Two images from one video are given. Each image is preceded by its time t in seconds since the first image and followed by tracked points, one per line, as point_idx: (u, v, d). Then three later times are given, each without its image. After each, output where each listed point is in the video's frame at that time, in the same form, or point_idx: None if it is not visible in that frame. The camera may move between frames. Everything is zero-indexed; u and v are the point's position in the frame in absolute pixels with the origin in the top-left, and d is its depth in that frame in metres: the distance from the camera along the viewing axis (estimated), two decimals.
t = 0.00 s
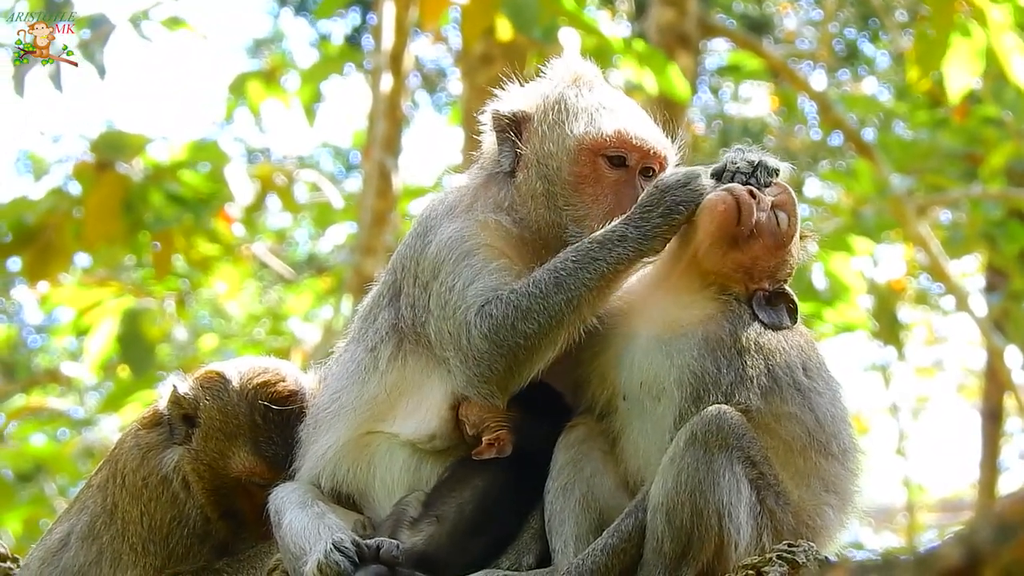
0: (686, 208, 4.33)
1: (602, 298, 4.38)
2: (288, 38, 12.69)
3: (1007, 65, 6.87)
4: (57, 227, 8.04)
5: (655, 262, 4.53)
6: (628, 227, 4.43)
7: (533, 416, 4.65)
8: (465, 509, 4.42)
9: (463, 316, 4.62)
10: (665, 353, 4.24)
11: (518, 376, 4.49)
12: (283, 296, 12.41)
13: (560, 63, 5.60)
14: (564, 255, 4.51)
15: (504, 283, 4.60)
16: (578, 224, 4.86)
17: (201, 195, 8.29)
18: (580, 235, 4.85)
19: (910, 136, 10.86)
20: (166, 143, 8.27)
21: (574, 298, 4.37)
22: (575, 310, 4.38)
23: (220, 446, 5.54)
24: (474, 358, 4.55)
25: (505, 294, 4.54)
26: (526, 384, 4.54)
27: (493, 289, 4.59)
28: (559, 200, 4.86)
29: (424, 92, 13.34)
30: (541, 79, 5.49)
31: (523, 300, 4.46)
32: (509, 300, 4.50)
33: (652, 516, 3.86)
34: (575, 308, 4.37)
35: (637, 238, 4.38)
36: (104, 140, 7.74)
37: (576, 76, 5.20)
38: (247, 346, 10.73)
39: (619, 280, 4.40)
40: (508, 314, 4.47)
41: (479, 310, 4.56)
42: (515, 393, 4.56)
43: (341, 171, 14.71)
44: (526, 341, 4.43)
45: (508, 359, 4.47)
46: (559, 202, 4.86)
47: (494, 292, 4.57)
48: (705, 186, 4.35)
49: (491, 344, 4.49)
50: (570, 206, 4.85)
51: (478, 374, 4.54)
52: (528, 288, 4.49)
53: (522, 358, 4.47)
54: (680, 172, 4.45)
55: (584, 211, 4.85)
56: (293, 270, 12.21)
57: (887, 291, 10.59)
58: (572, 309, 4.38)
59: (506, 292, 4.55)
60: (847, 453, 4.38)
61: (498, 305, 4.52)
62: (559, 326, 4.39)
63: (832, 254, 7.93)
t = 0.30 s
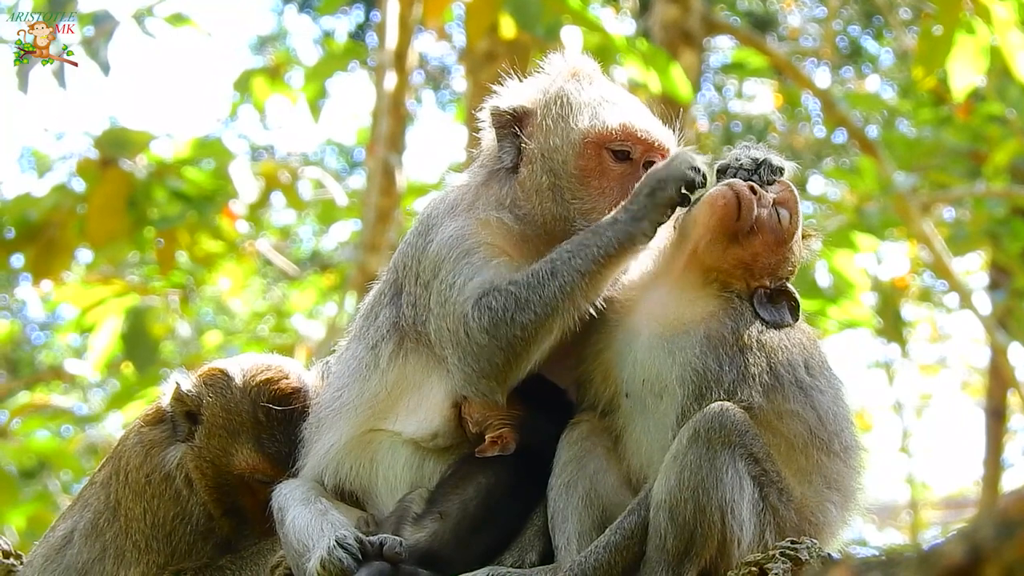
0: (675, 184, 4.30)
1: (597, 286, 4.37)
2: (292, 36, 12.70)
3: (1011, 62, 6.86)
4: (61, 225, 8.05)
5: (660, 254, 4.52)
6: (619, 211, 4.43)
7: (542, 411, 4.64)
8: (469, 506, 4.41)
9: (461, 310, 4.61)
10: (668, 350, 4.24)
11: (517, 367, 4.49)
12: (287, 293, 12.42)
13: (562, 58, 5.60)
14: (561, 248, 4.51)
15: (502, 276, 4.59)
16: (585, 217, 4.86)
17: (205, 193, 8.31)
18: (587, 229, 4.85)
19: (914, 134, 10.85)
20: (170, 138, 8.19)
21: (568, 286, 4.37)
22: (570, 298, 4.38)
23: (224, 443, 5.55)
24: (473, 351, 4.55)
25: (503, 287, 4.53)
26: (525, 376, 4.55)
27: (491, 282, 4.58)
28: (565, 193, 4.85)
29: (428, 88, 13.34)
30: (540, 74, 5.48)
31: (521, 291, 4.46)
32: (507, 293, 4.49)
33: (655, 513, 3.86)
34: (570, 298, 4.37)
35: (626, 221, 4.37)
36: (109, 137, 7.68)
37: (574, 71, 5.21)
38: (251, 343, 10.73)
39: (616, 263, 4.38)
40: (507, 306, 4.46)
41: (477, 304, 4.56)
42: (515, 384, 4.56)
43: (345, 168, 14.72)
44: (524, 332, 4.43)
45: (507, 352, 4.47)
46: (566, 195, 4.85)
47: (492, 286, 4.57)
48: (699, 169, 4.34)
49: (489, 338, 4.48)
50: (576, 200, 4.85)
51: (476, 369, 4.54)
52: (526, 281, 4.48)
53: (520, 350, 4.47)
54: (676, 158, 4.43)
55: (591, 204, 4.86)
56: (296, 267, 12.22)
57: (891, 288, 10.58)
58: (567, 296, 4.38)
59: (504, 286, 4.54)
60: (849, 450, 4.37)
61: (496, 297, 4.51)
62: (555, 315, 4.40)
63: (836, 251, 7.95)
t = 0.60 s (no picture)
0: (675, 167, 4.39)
1: (592, 264, 4.42)
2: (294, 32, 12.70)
3: (1012, 59, 6.84)
4: (63, 222, 8.04)
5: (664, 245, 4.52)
6: (629, 195, 4.48)
7: (542, 407, 4.61)
8: (471, 503, 4.41)
9: (458, 289, 4.65)
10: (669, 347, 4.24)
11: (508, 347, 4.54)
12: (288, 290, 12.42)
13: (566, 55, 5.60)
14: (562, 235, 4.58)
15: (502, 258, 4.63)
16: (588, 211, 4.86)
17: (207, 189, 8.38)
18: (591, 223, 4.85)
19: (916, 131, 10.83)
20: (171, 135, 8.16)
21: (561, 261, 4.45)
22: (561, 272, 4.43)
23: (224, 441, 5.55)
24: (468, 329, 4.58)
25: (501, 267, 4.58)
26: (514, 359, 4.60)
27: (490, 263, 4.62)
28: (568, 185, 4.85)
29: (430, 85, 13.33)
30: (545, 71, 5.50)
31: (517, 269, 4.54)
32: (506, 271, 4.56)
33: (656, 511, 3.86)
34: (563, 274, 4.41)
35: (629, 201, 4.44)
36: (111, 135, 7.69)
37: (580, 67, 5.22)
38: (252, 341, 10.73)
39: (612, 240, 4.45)
40: (504, 282, 4.53)
41: (474, 283, 4.59)
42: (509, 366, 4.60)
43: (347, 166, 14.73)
44: (517, 307, 4.48)
45: (501, 328, 4.52)
46: (570, 188, 4.86)
47: (491, 267, 4.60)
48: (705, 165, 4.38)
49: (485, 314, 4.53)
50: (579, 193, 4.86)
51: (470, 347, 4.58)
52: (524, 261, 4.55)
53: (512, 326, 4.51)
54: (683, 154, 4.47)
55: (594, 198, 4.86)
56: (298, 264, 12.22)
57: (892, 285, 10.57)
58: (558, 270, 4.44)
59: (502, 267, 4.59)
60: (851, 447, 4.37)
61: (494, 276, 4.57)
62: (547, 289, 4.43)
63: (838, 249, 7.95)
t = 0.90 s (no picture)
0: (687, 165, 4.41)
1: (610, 275, 4.39)
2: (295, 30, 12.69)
3: (1013, 56, 6.83)
4: (64, 220, 8.04)
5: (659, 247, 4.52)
6: (634, 202, 4.42)
7: (542, 406, 4.64)
8: (472, 500, 4.41)
9: (473, 298, 4.63)
10: (670, 344, 4.24)
11: (529, 358, 4.51)
12: (289, 288, 12.42)
13: (561, 55, 5.59)
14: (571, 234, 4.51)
15: (513, 266, 4.61)
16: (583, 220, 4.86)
17: (207, 186, 8.26)
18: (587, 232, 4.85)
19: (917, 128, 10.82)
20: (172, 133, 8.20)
21: (581, 277, 4.36)
22: (583, 288, 4.37)
23: (225, 439, 5.55)
24: (484, 339, 4.56)
25: (513, 275, 4.54)
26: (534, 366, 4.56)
27: (502, 271, 4.60)
28: (563, 196, 4.85)
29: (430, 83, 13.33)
30: (540, 70, 5.49)
31: (530, 278, 4.47)
32: (518, 281, 4.50)
33: (658, 508, 3.86)
34: (583, 290, 4.37)
35: (645, 215, 4.37)
36: (112, 132, 7.73)
37: (574, 67, 5.20)
38: (253, 338, 10.72)
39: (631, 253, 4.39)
40: (517, 293, 4.47)
41: (488, 292, 4.58)
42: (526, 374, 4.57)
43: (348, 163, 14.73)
44: (535, 319, 4.43)
45: (518, 339, 4.48)
46: (564, 198, 4.85)
47: (503, 275, 4.58)
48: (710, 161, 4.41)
49: (500, 325, 4.50)
50: (573, 203, 4.86)
51: (488, 356, 4.56)
52: (536, 269, 4.49)
53: (530, 337, 4.46)
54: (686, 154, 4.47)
55: (589, 207, 4.86)
56: (299, 261, 12.21)
57: (893, 282, 10.56)
58: (580, 287, 4.37)
59: (514, 274, 4.56)
60: (853, 444, 4.37)
61: (507, 286, 4.53)
62: (567, 305, 4.39)
63: (839, 246, 7.94)
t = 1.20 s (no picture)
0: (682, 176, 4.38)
1: (605, 283, 4.38)
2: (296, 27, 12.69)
3: (1014, 52, 6.82)
4: (65, 217, 8.05)
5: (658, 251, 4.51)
6: (630, 212, 4.43)
7: (542, 403, 4.63)
8: (473, 497, 4.41)
9: (467, 301, 4.63)
10: (672, 343, 4.24)
11: (522, 361, 4.50)
12: (290, 285, 12.42)
13: (560, 54, 5.57)
14: (566, 241, 4.50)
15: (508, 269, 4.60)
16: (581, 223, 4.86)
17: (209, 183, 8.30)
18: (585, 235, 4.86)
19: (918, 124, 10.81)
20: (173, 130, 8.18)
21: (577, 285, 4.37)
22: (578, 294, 4.38)
23: (226, 436, 5.54)
24: (477, 342, 4.56)
25: (508, 280, 4.54)
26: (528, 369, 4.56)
27: (497, 274, 4.59)
28: (562, 199, 4.86)
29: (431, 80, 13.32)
30: (539, 69, 5.47)
31: (525, 284, 4.47)
32: (512, 286, 4.50)
33: (659, 505, 3.86)
34: (578, 296, 4.37)
35: (641, 224, 4.37)
36: (112, 129, 7.78)
37: (574, 67, 5.19)
38: (255, 335, 10.72)
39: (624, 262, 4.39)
40: (511, 299, 4.48)
41: (482, 297, 4.57)
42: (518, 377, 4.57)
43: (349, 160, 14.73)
44: (529, 325, 4.43)
45: (511, 343, 4.48)
46: (562, 201, 4.86)
47: (497, 279, 4.58)
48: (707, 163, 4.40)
49: (493, 329, 4.50)
50: (572, 205, 4.86)
51: (480, 359, 4.55)
52: (531, 274, 4.49)
53: (524, 341, 4.48)
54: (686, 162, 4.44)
55: (587, 209, 4.86)
56: (300, 258, 12.21)
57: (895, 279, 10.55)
58: (575, 293, 4.37)
59: (509, 278, 4.55)
60: (854, 442, 4.37)
61: (501, 290, 4.53)
62: (562, 311, 4.39)
63: (840, 243, 7.95)
